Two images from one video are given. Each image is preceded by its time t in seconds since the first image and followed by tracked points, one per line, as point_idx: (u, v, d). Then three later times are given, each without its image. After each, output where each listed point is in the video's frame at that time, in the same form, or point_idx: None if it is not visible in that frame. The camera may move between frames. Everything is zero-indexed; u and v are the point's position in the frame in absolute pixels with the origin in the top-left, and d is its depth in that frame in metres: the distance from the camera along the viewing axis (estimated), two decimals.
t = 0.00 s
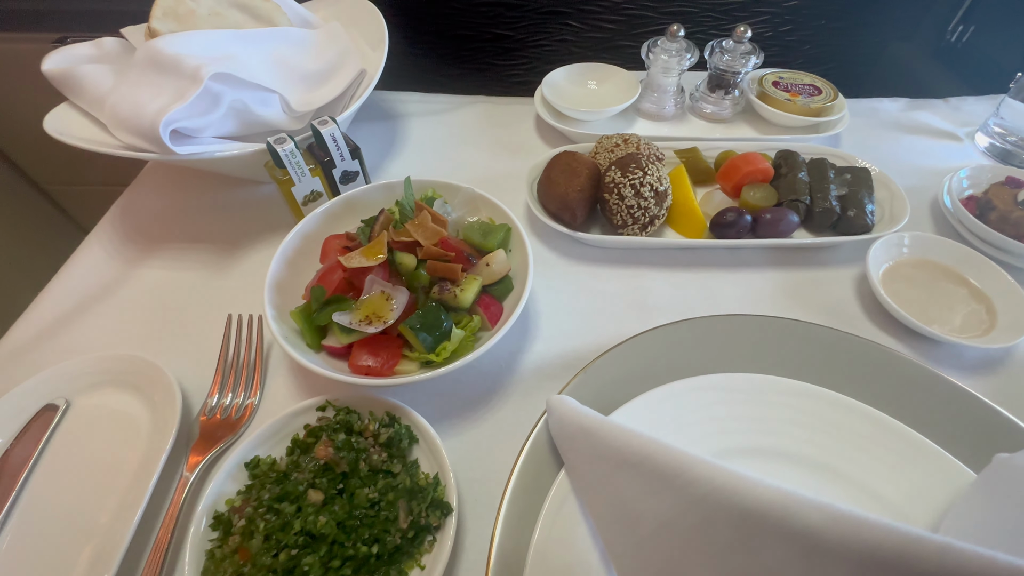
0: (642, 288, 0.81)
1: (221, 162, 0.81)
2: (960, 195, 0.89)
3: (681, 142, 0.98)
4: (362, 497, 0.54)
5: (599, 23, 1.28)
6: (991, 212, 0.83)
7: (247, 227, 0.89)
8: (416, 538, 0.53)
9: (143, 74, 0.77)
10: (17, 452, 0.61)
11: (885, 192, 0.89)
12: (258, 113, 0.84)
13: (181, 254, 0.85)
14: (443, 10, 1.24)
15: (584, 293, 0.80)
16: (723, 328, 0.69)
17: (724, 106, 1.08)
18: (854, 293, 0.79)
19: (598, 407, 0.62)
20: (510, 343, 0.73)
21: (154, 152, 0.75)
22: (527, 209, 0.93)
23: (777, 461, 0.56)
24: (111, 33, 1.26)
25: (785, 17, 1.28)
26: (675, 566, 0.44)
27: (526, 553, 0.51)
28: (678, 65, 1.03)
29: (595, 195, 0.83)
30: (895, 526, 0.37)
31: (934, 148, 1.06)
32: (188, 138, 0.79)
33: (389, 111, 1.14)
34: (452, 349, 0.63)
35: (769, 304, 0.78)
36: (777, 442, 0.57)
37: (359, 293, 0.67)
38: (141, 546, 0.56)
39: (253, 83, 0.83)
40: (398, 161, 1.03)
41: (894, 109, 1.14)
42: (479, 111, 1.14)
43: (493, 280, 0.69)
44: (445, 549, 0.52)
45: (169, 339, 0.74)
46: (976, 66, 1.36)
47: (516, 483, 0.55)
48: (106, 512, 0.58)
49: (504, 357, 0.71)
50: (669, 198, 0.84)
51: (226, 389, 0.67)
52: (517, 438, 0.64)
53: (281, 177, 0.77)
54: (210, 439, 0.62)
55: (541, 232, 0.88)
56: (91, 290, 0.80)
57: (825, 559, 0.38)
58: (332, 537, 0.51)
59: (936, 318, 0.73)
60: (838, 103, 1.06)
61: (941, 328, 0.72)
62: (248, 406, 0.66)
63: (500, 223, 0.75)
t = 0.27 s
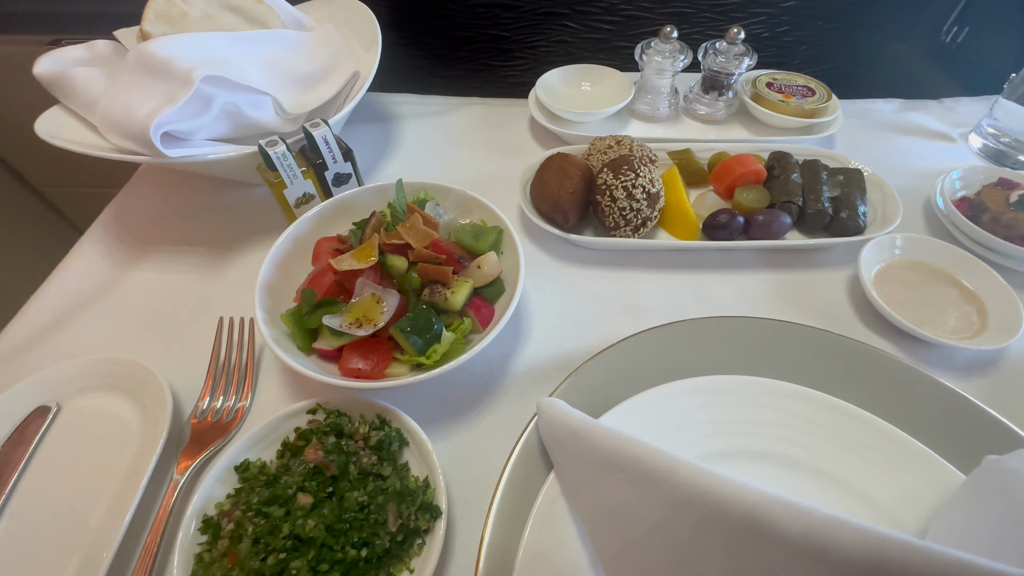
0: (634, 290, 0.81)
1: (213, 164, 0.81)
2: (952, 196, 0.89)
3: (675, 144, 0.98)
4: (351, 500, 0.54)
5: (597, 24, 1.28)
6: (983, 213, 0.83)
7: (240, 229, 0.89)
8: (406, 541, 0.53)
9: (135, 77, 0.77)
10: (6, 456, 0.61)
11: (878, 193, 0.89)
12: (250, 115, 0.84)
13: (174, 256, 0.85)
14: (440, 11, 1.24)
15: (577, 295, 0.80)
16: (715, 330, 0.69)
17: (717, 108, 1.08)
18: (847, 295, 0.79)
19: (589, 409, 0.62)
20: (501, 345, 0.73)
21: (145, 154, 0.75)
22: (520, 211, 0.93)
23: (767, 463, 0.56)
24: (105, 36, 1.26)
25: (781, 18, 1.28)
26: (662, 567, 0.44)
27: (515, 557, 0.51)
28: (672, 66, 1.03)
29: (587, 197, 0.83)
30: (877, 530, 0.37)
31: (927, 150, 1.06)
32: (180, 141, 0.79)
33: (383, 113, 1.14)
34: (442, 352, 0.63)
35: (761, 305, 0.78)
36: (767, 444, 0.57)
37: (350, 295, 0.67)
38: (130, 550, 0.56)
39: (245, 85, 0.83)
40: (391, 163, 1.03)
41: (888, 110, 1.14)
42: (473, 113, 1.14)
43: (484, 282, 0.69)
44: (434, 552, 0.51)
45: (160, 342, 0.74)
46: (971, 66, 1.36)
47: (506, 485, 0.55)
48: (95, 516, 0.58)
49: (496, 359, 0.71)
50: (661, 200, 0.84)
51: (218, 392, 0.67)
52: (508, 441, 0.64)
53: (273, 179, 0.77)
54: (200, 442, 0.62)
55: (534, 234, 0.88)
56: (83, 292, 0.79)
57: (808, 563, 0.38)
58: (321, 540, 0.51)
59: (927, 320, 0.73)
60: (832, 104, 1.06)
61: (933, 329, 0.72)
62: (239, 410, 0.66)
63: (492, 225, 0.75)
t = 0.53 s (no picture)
0: (627, 291, 0.81)
1: (207, 167, 0.81)
2: (944, 197, 0.89)
3: (668, 145, 0.98)
4: (342, 502, 0.54)
5: (594, 25, 1.28)
6: (975, 214, 0.83)
7: (234, 231, 0.89)
8: (396, 543, 0.53)
9: (127, 79, 0.77)
10: None
11: (870, 194, 0.90)
12: (243, 118, 0.84)
13: (167, 259, 0.86)
14: (438, 12, 1.24)
15: (570, 296, 0.80)
16: (706, 331, 0.69)
17: (711, 109, 1.08)
18: (838, 296, 0.80)
19: (580, 410, 0.62)
20: (494, 347, 0.73)
21: (138, 157, 0.75)
22: (514, 212, 0.93)
23: (757, 463, 0.56)
24: (100, 37, 1.26)
25: (778, 18, 1.28)
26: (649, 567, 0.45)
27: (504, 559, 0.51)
28: (665, 67, 1.03)
29: (580, 198, 0.83)
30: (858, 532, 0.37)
31: (920, 150, 1.06)
32: (173, 143, 0.79)
33: (378, 114, 1.14)
34: (434, 353, 0.63)
35: (753, 306, 0.78)
36: (757, 445, 0.57)
37: (342, 297, 0.68)
38: (121, 552, 0.57)
39: (238, 88, 0.83)
40: (386, 165, 1.04)
41: (881, 110, 1.14)
42: (468, 114, 1.14)
43: (476, 284, 0.69)
44: (424, 554, 0.52)
45: (153, 344, 0.75)
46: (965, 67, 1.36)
47: (497, 487, 0.55)
48: (87, 518, 0.58)
49: (488, 361, 0.72)
50: (654, 201, 0.85)
51: (210, 395, 0.68)
52: (499, 442, 0.64)
53: (266, 181, 0.78)
54: (193, 444, 0.62)
55: (528, 235, 0.88)
56: (77, 294, 0.80)
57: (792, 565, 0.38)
58: (311, 542, 0.51)
59: (918, 321, 0.74)
60: (825, 105, 1.06)
61: (923, 330, 0.72)
62: (232, 412, 0.66)
63: (484, 227, 0.76)
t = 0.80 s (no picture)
0: (617, 291, 0.81)
1: (197, 168, 0.81)
2: (933, 196, 0.89)
3: (659, 145, 0.98)
4: (330, 503, 0.54)
5: (589, 25, 1.29)
6: (964, 213, 0.84)
7: (225, 232, 0.89)
8: (384, 543, 0.53)
9: (117, 81, 0.77)
10: None
11: (859, 193, 0.90)
12: (234, 119, 0.84)
13: (158, 260, 0.85)
14: (434, 13, 1.25)
15: (560, 296, 0.80)
16: (695, 331, 0.70)
17: (703, 109, 1.08)
18: (828, 295, 0.80)
19: (568, 410, 0.62)
20: (483, 347, 0.73)
21: (128, 158, 0.75)
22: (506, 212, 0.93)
23: (745, 463, 0.56)
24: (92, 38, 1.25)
25: (773, 17, 1.28)
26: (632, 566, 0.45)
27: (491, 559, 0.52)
28: (656, 68, 1.03)
29: (570, 199, 0.83)
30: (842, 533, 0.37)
31: (911, 150, 1.06)
32: (163, 144, 0.79)
33: (370, 115, 1.14)
34: (423, 354, 0.63)
35: (743, 306, 0.78)
36: (745, 444, 0.57)
37: (332, 298, 0.68)
38: (109, 553, 0.56)
39: (228, 89, 0.83)
40: (378, 165, 1.04)
41: (873, 110, 1.15)
42: (460, 115, 1.14)
43: (466, 284, 0.69)
44: (411, 554, 0.52)
45: (143, 346, 0.75)
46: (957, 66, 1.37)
47: (485, 486, 0.55)
48: (74, 520, 0.58)
49: (477, 361, 0.72)
50: (644, 201, 0.85)
51: (200, 396, 0.68)
52: (488, 442, 0.64)
53: (256, 183, 0.77)
54: (182, 445, 0.62)
55: (519, 236, 0.88)
56: (67, 296, 0.80)
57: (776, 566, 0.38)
58: (298, 543, 0.51)
59: (906, 320, 0.74)
60: (816, 105, 1.07)
61: (911, 329, 0.73)
62: (221, 413, 0.66)
63: (475, 227, 0.76)
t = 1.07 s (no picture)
0: (606, 290, 0.81)
1: (186, 169, 0.81)
2: (921, 195, 0.90)
3: (649, 145, 0.98)
4: (316, 502, 0.54)
5: (584, 25, 1.29)
6: (951, 211, 0.84)
7: (216, 233, 0.89)
8: (370, 542, 0.53)
9: (106, 82, 0.77)
10: None
11: (848, 192, 0.90)
12: (224, 119, 0.84)
13: (148, 261, 0.86)
14: (428, 13, 1.26)
15: (549, 296, 0.80)
16: (682, 330, 0.70)
17: (694, 108, 1.09)
18: (816, 293, 0.80)
19: (555, 409, 0.62)
20: (472, 346, 0.74)
21: (116, 159, 0.75)
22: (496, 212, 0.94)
23: (731, 461, 0.57)
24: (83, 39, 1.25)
25: (767, 17, 1.29)
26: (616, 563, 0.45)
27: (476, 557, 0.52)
28: (647, 67, 1.04)
29: (559, 199, 0.83)
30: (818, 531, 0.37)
31: (901, 148, 1.07)
32: (152, 146, 0.79)
33: (362, 116, 1.14)
34: (410, 353, 0.63)
35: (732, 304, 0.79)
36: (731, 443, 0.58)
37: (320, 298, 0.68)
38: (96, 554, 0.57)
39: (218, 90, 0.83)
40: (369, 166, 1.04)
41: (863, 109, 1.15)
42: (452, 115, 1.14)
43: (454, 284, 0.70)
44: (397, 553, 0.52)
45: (132, 346, 0.75)
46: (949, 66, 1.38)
47: (471, 484, 0.55)
48: (62, 520, 0.58)
49: (465, 361, 0.72)
50: (633, 201, 0.85)
51: (189, 396, 0.68)
52: (476, 441, 0.65)
53: (245, 183, 0.78)
54: (170, 446, 0.62)
55: (509, 235, 0.89)
56: (56, 297, 0.80)
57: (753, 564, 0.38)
58: (283, 542, 0.51)
59: (893, 318, 0.74)
60: (806, 104, 1.07)
61: (898, 327, 0.73)
62: (209, 414, 0.66)
63: (463, 227, 0.76)
